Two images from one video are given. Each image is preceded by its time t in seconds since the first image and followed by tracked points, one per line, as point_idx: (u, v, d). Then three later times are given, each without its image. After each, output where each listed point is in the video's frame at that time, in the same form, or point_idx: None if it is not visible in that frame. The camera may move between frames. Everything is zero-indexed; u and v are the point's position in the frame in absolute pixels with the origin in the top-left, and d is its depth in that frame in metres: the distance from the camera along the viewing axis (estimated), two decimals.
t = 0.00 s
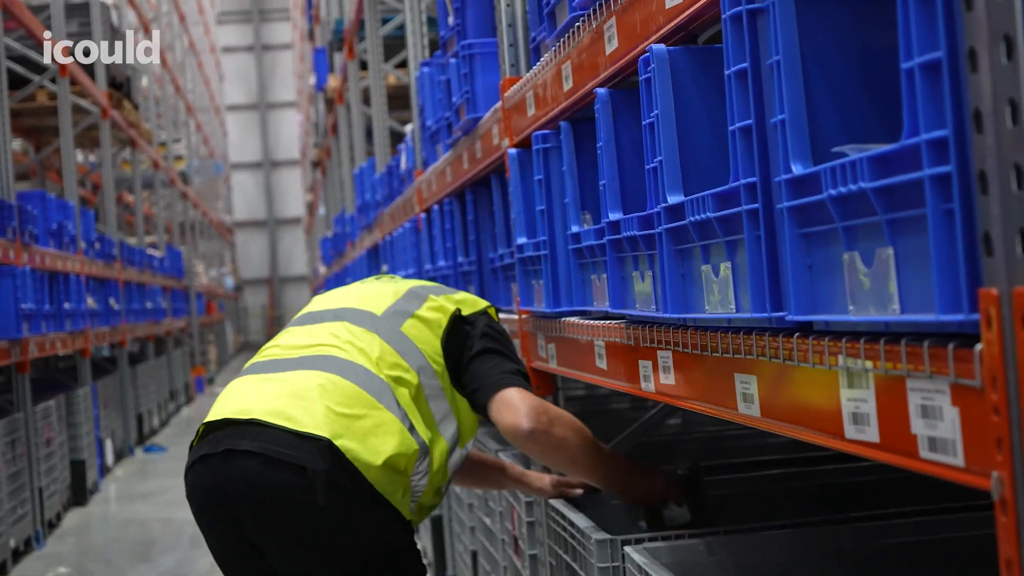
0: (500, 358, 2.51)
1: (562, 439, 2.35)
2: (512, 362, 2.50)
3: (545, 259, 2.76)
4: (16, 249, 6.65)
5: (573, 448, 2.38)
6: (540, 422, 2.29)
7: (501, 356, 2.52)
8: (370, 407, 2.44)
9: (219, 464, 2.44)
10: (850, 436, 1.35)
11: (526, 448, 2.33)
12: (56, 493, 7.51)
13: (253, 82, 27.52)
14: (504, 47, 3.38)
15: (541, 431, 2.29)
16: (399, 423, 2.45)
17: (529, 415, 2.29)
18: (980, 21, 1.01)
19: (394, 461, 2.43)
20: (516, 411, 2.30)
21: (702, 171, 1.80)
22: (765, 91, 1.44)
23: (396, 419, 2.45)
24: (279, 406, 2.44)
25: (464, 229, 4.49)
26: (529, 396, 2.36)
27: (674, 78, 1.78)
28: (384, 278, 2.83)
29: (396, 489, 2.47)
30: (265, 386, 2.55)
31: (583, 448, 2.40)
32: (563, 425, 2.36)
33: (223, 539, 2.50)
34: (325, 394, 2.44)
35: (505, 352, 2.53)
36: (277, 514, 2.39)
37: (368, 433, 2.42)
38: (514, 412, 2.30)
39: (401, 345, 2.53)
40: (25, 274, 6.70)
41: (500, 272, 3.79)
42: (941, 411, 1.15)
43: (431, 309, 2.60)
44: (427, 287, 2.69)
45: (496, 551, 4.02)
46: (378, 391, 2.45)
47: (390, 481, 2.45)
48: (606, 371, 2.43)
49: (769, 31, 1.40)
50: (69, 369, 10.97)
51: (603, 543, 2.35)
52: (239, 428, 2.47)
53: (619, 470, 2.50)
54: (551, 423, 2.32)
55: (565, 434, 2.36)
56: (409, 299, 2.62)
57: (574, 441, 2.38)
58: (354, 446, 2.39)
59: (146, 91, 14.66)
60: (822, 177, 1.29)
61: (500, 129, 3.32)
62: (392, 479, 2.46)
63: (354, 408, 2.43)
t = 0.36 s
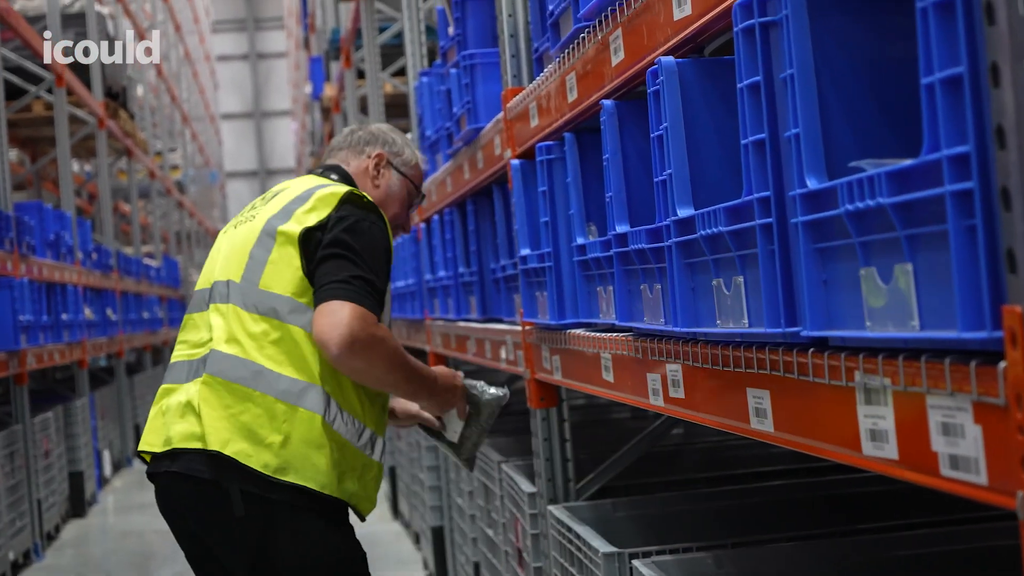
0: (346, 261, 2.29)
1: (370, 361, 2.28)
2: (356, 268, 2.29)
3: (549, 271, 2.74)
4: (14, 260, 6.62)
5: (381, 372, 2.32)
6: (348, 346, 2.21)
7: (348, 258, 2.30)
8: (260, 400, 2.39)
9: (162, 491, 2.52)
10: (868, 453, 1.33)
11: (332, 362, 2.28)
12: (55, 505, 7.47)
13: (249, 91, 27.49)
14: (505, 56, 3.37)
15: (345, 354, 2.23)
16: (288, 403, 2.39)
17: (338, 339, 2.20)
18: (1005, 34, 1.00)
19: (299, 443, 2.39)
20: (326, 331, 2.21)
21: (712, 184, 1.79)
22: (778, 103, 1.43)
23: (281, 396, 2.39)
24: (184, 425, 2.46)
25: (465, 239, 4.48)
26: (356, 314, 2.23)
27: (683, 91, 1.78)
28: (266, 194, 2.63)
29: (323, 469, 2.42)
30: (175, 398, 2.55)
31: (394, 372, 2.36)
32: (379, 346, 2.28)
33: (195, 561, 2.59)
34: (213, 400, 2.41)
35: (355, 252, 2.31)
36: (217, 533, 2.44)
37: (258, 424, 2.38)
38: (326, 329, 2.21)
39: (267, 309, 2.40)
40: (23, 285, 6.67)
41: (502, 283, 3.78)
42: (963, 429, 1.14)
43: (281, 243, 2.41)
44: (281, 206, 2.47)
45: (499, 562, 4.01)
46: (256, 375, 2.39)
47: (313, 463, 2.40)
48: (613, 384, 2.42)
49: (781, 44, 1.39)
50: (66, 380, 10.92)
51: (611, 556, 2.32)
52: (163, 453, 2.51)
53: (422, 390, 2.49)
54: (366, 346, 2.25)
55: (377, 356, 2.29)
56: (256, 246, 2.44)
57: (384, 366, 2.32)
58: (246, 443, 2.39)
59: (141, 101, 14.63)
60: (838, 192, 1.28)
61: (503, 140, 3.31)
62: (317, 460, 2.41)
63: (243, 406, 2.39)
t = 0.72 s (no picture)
0: (283, 299, 2.02)
1: (328, 410, 2.04)
2: (296, 303, 2.02)
3: (563, 305, 2.74)
4: (25, 294, 6.65)
5: (340, 420, 2.09)
6: (302, 399, 1.99)
7: (286, 294, 2.03)
8: (210, 457, 2.24)
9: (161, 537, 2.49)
10: (890, 493, 1.33)
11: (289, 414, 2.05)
12: (64, 539, 7.45)
13: (257, 123, 27.66)
14: (517, 92, 3.39)
15: (300, 406, 2.00)
16: (246, 458, 2.22)
17: (290, 392, 1.98)
18: None
19: (263, 496, 2.22)
20: (278, 385, 1.98)
21: (728, 222, 1.80)
22: (796, 142, 1.43)
23: (237, 452, 2.23)
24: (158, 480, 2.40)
25: (476, 272, 4.50)
26: (305, 361, 1.99)
27: (698, 128, 1.79)
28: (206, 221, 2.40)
29: (298, 512, 2.25)
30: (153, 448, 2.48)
31: (354, 418, 2.11)
32: (334, 391, 2.04)
33: None
34: (173, 460, 2.31)
35: (293, 284, 2.03)
36: None
37: (217, 484, 2.24)
38: (277, 382, 1.99)
39: (209, 359, 2.23)
40: (34, 318, 6.69)
41: (514, 316, 3.77)
42: (988, 469, 1.13)
43: (213, 290, 2.20)
44: (212, 241, 2.25)
45: None
46: (209, 434, 2.24)
47: (278, 511, 2.23)
48: (628, 420, 2.41)
49: (800, 82, 1.40)
50: (75, 413, 10.92)
51: None
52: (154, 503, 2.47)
53: (387, 430, 2.22)
54: (320, 395, 2.01)
55: (333, 401, 2.05)
56: (194, 292, 2.25)
57: (342, 411, 2.08)
58: (212, 502, 2.26)
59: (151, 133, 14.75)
60: (859, 231, 1.27)
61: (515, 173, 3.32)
62: (287, 507, 2.24)
63: (197, 465, 2.26)
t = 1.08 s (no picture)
0: (250, 328, 1.96)
1: (294, 443, 1.99)
2: (265, 332, 1.97)
3: (571, 327, 2.74)
4: (32, 316, 6.66)
5: (307, 456, 2.04)
6: (265, 433, 1.94)
7: (253, 323, 1.97)
8: (184, 496, 2.19)
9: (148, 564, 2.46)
10: (900, 514, 1.32)
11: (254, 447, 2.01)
12: (71, 561, 7.42)
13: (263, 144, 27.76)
14: (524, 113, 3.42)
15: (265, 440, 1.95)
16: (219, 497, 2.17)
17: (254, 426, 1.93)
18: None
19: (237, 536, 2.17)
20: (241, 417, 1.93)
21: (735, 243, 1.80)
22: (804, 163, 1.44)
23: (210, 490, 2.17)
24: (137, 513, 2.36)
25: (483, 294, 4.50)
26: (270, 394, 1.94)
27: (707, 149, 1.79)
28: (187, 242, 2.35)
29: (275, 552, 2.19)
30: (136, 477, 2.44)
31: (322, 454, 2.06)
32: (300, 425, 1.98)
33: None
34: (148, 495, 2.26)
35: (260, 313, 1.97)
36: None
37: (191, 523, 2.19)
38: (241, 414, 1.94)
39: (184, 394, 2.18)
40: (41, 340, 6.69)
41: (522, 338, 3.78)
42: (999, 492, 1.12)
43: (185, 320, 2.15)
44: (187, 268, 2.19)
45: None
46: (182, 471, 2.19)
47: (253, 551, 2.18)
48: (636, 442, 2.40)
49: (808, 104, 1.41)
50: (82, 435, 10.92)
51: None
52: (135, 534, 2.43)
53: (360, 466, 2.17)
54: (286, 429, 1.96)
55: (300, 438, 2.00)
56: (170, 321, 2.20)
57: (309, 449, 2.03)
58: (186, 542, 2.21)
59: (158, 155, 14.81)
60: (868, 252, 1.28)
61: (522, 195, 3.33)
62: (263, 548, 2.18)
63: (171, 503, 2.21)
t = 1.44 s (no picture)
0: (229, 335, 1.96)
1: (277, 446, 1.97)
2: (242, 338, 1.96)
3: (572, 335, 2.73)
4: (32, 325, 6.64)
5: (291, 457, 2.00)
6: (246, 438, 1.91)
7: (231, 331, 1.97)
8: (173, 514, 2.17)
9: None
10: (906, 523, 1.31)
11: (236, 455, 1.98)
12: (71, 571, 7.40)
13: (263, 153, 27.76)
14: (526, 122, 3.42)
15: (245, 447, 1.93)
16: (207, 515, 2.15)
17: (233, 431, 1.90)
18: None
19: (225, 554, 2.16)
20: (219, 423, 1.92)
21: (737, 251, 1.80)
22: (808, 170, 1.44)
23: (198, 508, 2.16)
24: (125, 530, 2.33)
25: (484, 303, 4.50)
26: (251, 398, 1.92)
27: (709, 157, 1.79)
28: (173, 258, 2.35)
29: (264, 569, 2.18)
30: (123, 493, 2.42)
31: (306, 455, 2.03)
32: (282, 429, 1.96)
33: None
34: (137, 512, 2.24)
35: (238, 321, 1.97)
36: None
37: (179, 540, 2.17)
38: (220, 421, 1.92)
39: (172, 411, 2.17)
40: (42, 349, 6.68)
41: (523, 346, 3.77)
42: (1006, 499, 1.12)
43: (171, 337, 2.15)
44: (170, 284, 2.19)
45: None
46: (171, 489, 2.17)
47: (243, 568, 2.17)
48: (638, 450, 2.40)
49: (812, 110, 1.41)
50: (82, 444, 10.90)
51: None
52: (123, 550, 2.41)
53: (347, 466, 2.14)
54: (267, 433, 1.93)
55: (282, 441, 1.97)
56: (156, 339, 2.20)
57: (294, 450, 2.00)
58: (175, 559, 2.19)
59: (159, 164, 14.81)
60: (873, 259, 1.27)
61: (523, 205, 3.33)
62: (253, 564, 2.17)
63: (160, 520, 2.19)
